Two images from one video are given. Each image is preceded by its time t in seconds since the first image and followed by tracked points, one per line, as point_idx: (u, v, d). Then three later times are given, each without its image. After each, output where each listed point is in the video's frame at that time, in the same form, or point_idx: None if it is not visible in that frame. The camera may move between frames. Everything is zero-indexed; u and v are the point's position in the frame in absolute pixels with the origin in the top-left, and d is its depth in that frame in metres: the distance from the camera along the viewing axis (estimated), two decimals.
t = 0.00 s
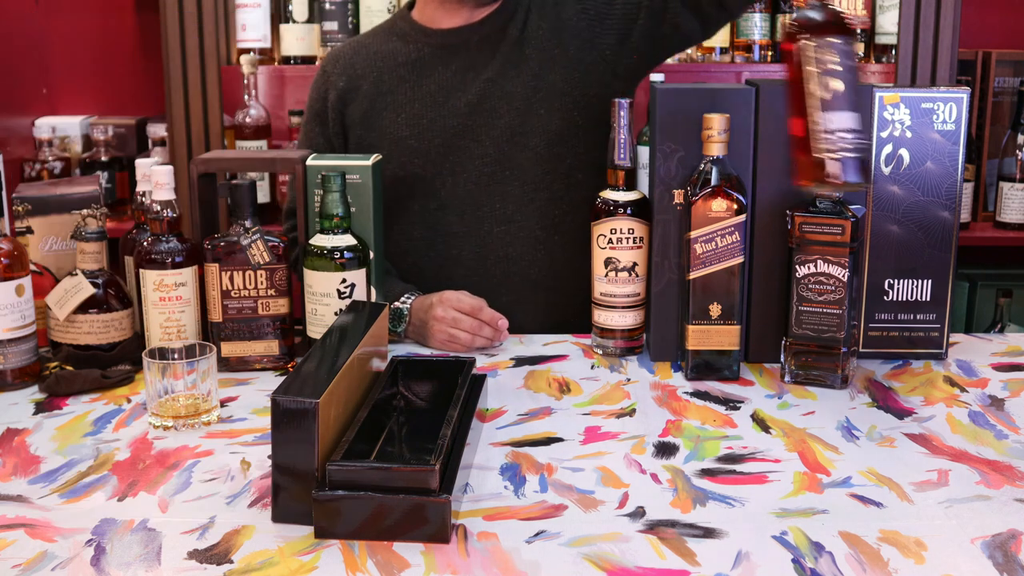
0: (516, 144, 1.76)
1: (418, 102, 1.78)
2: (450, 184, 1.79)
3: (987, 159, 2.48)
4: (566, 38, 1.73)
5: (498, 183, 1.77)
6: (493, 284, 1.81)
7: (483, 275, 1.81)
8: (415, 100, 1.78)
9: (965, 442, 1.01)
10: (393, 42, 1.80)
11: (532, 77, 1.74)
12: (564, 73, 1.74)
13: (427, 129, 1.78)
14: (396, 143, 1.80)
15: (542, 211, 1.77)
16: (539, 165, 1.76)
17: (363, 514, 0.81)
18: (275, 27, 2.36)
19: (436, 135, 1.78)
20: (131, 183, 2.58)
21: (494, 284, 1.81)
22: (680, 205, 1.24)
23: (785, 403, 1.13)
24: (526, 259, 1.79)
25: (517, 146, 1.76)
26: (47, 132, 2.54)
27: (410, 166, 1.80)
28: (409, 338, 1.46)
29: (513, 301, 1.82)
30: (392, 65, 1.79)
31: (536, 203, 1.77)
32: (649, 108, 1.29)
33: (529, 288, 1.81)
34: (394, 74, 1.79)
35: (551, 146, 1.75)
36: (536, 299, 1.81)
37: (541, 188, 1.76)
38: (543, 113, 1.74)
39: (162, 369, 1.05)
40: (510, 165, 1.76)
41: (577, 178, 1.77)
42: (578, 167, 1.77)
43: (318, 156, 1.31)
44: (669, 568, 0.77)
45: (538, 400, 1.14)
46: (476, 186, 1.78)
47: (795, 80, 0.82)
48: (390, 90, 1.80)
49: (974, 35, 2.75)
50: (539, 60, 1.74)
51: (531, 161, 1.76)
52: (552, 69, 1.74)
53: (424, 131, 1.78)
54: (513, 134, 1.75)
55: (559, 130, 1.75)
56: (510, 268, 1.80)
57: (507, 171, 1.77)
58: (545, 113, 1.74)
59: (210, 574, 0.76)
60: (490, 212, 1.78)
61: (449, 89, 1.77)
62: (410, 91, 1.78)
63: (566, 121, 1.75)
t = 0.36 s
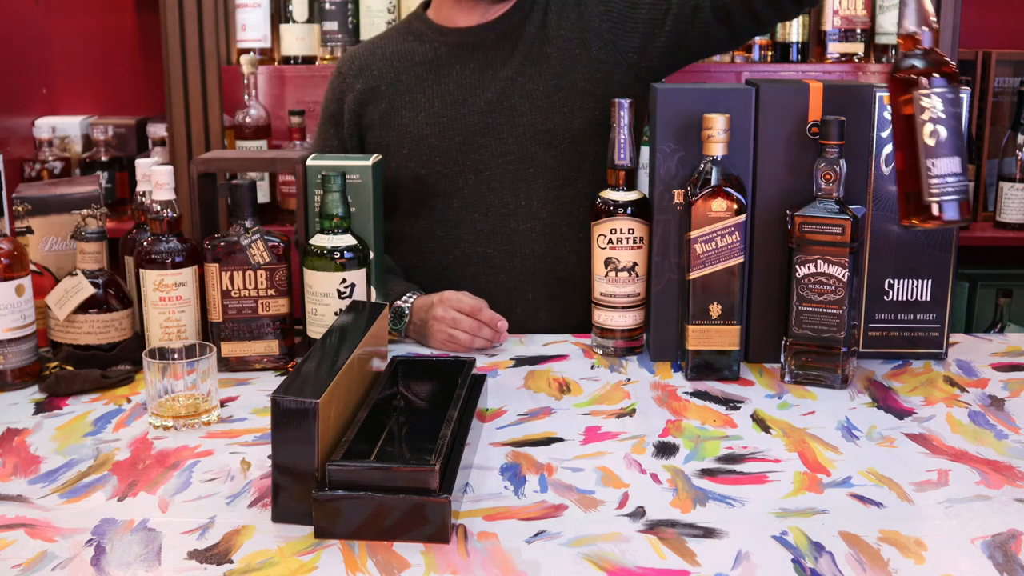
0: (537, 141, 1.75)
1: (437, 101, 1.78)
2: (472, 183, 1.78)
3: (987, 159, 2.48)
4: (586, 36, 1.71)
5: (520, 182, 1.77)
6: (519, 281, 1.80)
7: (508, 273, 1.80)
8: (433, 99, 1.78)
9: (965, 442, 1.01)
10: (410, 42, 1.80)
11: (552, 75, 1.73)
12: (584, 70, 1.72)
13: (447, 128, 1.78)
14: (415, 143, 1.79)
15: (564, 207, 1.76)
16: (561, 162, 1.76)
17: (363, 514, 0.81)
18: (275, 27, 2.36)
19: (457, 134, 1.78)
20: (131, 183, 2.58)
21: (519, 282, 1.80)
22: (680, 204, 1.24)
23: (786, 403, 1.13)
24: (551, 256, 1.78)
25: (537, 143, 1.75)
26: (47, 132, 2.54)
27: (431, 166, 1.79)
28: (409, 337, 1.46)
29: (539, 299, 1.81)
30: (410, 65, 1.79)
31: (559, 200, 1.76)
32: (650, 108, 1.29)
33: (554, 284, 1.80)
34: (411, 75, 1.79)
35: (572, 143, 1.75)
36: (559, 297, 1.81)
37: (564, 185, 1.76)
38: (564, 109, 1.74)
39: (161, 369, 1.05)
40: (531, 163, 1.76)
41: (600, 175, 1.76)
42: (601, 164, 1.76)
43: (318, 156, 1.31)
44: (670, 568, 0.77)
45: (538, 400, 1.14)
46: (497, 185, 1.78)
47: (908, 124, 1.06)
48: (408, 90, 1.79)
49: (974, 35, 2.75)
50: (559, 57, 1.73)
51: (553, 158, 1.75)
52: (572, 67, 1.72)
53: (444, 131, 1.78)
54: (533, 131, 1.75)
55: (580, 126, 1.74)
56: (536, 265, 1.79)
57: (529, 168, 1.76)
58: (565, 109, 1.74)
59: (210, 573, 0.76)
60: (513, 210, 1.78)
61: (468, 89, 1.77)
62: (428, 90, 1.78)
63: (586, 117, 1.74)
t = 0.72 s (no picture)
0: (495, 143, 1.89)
1: (405, 91, 1.87)
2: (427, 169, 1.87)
3: (987, 159, 2.48)
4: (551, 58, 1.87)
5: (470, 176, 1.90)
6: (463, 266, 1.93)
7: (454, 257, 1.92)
8: (402, 88, 1.87)
9: (965, 442, 1.01)
10: (383, 30, 1.87)
11: (516, 89, 1.87)
12: (548, 85, 1.87)
13: (413, 116, 1.88)
14: (380, 126, 1.88)
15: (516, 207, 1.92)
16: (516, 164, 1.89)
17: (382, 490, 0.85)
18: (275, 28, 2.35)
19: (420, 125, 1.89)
20: (131, 183, 2.58)
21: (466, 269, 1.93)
22: (680, 204, 1.24)
23: (786, 403, 1.13)
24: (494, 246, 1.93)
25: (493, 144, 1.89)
26: (47, 132, 2.54)
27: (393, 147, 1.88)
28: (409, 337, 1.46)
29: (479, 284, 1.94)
30: (380, 53, 1.87)
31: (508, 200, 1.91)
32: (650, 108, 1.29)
33: (495, 277, 1.93)
34: (381, 62, 1.87)
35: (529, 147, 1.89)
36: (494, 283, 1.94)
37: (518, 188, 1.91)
38: (526, 119, 1.88)
39: (162, 369, 1.05)
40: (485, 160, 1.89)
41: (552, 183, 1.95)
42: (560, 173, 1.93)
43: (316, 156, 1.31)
44: (669, 568, 0.77)
45: (539, 400, 1.14)
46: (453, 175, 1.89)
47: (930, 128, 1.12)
48: (378, 75, 1.87)
49: (974, 34, 2.75)
50: (527, 71, 1.86)
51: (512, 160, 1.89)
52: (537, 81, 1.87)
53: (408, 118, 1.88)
54: (492, 134, 1.89)
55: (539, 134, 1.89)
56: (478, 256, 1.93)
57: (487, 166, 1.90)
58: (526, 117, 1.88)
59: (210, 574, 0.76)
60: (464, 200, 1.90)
61: (434, 84, 1.87)
62: (397, 79, 1.87)
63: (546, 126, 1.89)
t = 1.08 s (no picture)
0: (530, 133, 1.77)
1: (433, 85, 1.77)
2: (460, 167, 1.78)
3: (987, 159, 2.48)
4: (588, 49, 1.77)
5: (504, 172, 1.78)
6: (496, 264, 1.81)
7: (488, 257, 1.81)
8: (429, 82, 1.77)
9: (965, 442, 1.01)
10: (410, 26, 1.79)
11: (551, 79, 1.76)
12: (587, 73, 1.76)
13: (443, 110, 1.78)
14: (409, 121, 1.78)
15: (553, 198, 1.79)
16: (554, 156, 1.77)
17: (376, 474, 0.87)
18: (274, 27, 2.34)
19: (450, 118, 1.78)
20: (131, 183, 2.58)
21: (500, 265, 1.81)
22: (680, 204, 1.24)
23: (786, 403, 1.13)
24: (530, 242, 1.79)
25: (527, 134, 1.77)
26: (47, 132, 2.54)
27: (423, 148, 1.78)
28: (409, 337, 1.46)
29: (515, 283, 1.82)
30: (405, 48, 1.78)
31: (546, 192, 1.78)
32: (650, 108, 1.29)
33: (531, 273, 1.81)
34: (407, 59, 1.78)
35: (567, 135, 1.77)
36: (532, 281, 1.82)
37: (555, 179, 1.78)
38: (563, 107, 1.76)
39: (161, 369, 1.05)
40: (520, 151, 1.77)
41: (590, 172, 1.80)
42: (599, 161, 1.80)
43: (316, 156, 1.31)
44: (669, 568, 0.77)
45: (538, 400, 1.14)
46: (481, 171, 1.78)
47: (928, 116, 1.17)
48: (406, 71, 1.78)
49: (974, 35, 2.75)
50: (561, 62, 1.76)
51: (549, 151, 1.77)
52: (576, 69, 1.77)
53: (439, 112, 1.78)
54: (526, 124, 1.77)
55: (576, 121, 1.77)
56: (512, 251, 1.80)
57: (521, 156, 1.77)
58: (563, 105, 1.76)
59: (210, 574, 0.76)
60: (496, 195, 1.78)
61: (464, 79, 1.77)
62: (424, 74, 1.77)
63: (583, 113, 1.77)
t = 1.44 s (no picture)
0: (521, 136, 1.79)
1: (424, 87, 1.81)
2: (449, 171, 1.79)
3: (987, 159, 2.48)
4: (582, 51, 1.81)
5: (495, 174, 1.79)
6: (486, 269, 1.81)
7: (477, 261, 1.81)
8: (420, 84, 1.81)
9: (966, 442, 1.01)
10: (406, 30, 1.85)
11: (544, 82, 1.79)
12: (580, 76, 1.80)
13: (434, 112, 1.80)
14: (400, 124, 1.80)
15: (545, 202, 1.79)
16: (546, 159, 1.79)
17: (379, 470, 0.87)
18: (274, 27, 2.34)
19: (440, 120, 1.80)
20: (131, 183, 2.58)
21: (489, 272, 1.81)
22: (680, 204, 1.24)
23: (786, 403, 1.13)
24: (520, 247, 1.80)
25: (519, 138, 1.79)
26: (47, 132, 2.54)
27: (412, 151, 1.80)
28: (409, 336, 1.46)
29: (504, 289, 1.82)
30: (401, 50, 1.83)
31: (536, 196, 1.79)
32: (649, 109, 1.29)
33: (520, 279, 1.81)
34: (401, 60, 1.82)
35: (558, 138, 1.79)
36: (522, 288, 1.81)
37: (545, 183, 1.80)
38: (555, 110, 1.79)
39: (162, 369, 1.05)
40: (511, 153, 1.79)
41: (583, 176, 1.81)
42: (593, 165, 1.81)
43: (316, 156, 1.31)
44: (669, 568, 0.77)
45: (539, 400, 1.14)
46: (472, 175, 1.79)
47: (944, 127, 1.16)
48: (399, 72, 1.82)
49: (974, 35, 2.75)
50: (553, 63, 1.80)
51: (540, 154, 1.79)
52: (569, 72, 1.80)
53: (429, 114, 1.80)
54: (518, 126, 1.79)
55: (568, 124, 1.79)
56: (502, 256, 1.80)
57: (510, 159, 1.79)
58: (555, 107, 1.79)
59: (210, 574, 0.76)
60: (485, 199, 1.79)
61: (457, 81, 1.80)
62: (416, 76, 1.81)
63: (575, 115, 1.79)
